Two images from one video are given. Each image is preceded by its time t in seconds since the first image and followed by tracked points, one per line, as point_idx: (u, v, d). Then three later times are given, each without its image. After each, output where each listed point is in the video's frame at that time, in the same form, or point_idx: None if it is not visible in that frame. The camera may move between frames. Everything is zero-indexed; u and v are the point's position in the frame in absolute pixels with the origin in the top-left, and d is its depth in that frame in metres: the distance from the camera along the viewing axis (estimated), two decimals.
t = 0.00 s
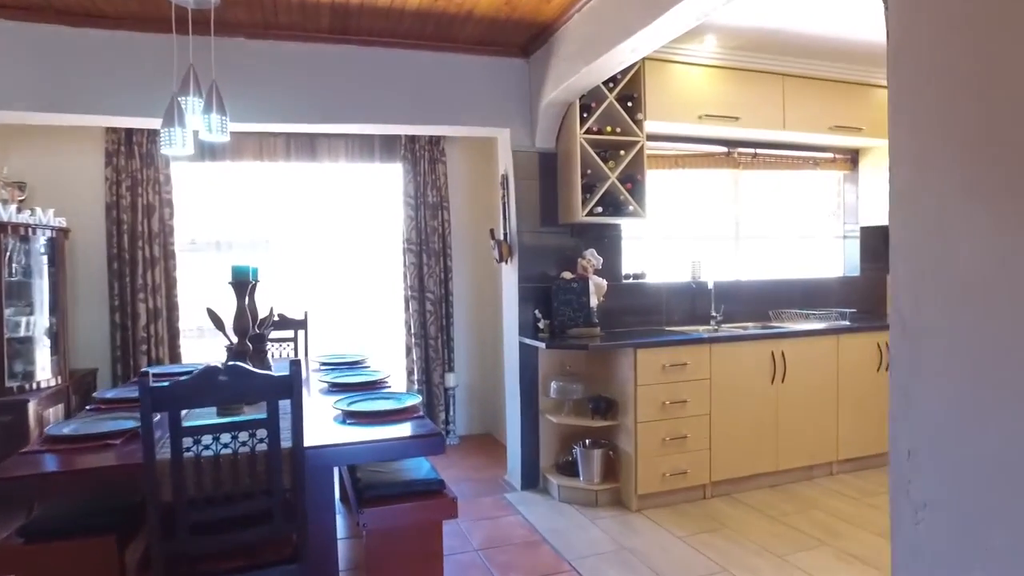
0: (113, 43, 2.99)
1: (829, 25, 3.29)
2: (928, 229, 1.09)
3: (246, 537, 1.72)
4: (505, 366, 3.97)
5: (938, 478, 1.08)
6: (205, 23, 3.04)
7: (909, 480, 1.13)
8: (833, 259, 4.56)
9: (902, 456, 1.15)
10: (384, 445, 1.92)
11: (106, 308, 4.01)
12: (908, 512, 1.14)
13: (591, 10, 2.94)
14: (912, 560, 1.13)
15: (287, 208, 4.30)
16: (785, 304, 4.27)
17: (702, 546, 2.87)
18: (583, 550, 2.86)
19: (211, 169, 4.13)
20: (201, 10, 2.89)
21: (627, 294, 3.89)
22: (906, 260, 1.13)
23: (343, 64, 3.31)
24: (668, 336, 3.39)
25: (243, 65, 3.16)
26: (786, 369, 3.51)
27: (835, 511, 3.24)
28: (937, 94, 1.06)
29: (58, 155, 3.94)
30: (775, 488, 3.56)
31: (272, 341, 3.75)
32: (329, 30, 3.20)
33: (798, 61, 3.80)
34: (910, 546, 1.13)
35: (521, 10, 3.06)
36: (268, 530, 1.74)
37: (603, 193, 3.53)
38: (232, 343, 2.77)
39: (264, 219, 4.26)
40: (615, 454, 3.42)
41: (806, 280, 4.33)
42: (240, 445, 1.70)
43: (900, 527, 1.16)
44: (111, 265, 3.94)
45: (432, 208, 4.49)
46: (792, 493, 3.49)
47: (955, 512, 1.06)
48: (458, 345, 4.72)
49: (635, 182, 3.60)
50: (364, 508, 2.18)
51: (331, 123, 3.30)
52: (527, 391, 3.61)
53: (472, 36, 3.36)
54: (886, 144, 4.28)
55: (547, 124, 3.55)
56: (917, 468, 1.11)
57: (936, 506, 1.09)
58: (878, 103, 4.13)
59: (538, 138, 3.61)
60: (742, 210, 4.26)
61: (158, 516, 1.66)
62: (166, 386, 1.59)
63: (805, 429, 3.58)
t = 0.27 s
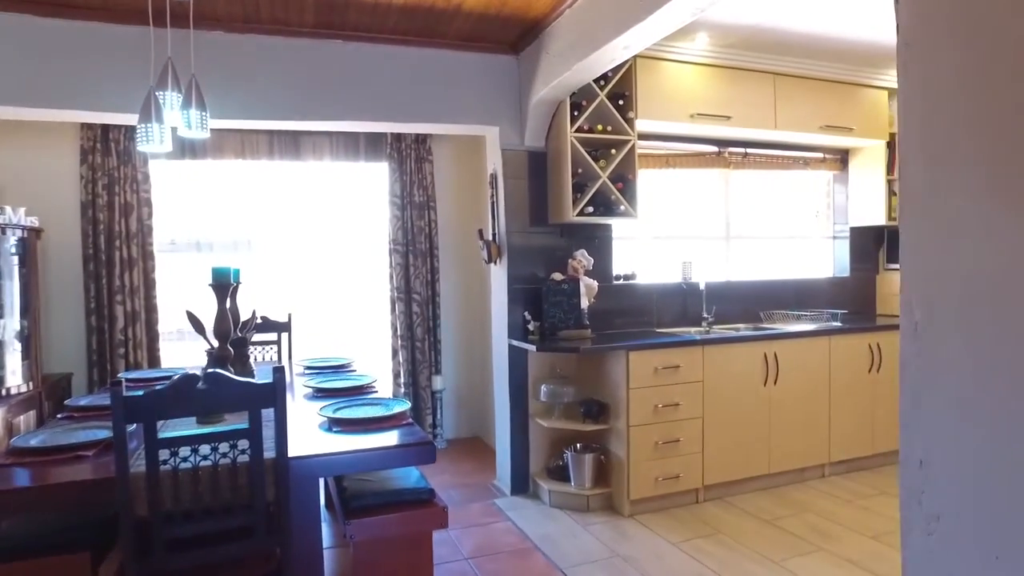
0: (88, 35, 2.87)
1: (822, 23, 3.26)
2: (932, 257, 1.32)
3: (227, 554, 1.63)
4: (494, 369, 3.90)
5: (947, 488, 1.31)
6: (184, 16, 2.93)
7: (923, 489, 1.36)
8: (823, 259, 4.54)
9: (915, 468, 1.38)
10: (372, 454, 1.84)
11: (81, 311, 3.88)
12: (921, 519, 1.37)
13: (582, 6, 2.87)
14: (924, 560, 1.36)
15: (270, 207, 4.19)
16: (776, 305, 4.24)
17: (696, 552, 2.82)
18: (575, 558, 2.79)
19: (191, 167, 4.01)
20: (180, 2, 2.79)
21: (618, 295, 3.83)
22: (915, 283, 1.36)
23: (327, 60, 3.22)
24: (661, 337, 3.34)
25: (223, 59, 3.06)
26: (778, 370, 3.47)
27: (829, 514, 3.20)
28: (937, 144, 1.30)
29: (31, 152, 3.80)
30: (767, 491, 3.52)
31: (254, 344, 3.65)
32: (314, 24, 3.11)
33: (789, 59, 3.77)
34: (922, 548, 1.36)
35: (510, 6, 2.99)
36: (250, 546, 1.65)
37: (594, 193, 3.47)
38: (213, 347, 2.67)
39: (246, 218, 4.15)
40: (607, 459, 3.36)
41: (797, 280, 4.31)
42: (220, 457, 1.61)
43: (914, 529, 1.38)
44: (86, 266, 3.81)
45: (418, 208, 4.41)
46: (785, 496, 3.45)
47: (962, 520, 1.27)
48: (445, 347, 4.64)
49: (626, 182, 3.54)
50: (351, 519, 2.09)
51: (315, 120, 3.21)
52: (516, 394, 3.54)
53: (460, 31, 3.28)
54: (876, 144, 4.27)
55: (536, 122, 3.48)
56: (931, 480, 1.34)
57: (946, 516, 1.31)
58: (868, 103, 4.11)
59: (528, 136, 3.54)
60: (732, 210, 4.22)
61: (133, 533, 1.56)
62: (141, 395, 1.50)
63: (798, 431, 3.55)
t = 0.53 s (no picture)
0: (60, 26, 2.76)
1: (814, 21, 3.23)
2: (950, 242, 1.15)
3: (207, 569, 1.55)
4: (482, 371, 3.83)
5: (961, 499, 1.15)
6: (162, 7, 2.83)
7: (933, 498, 1.21)
8: (812, 259, 4.52)
9: (926, 473, 1.22)
10: (359, 462, 1.77)
11: (55, 312, 3.75)
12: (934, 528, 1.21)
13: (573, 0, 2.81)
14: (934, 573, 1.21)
15: (252, 207, 4.08)
16: (766, 305, 4.21)
17: (691, 557, 2.77)
18: (567, 564, 2.73)
19: (170, 164, 3.89)
20: None
21: (608, 296, 3.78)
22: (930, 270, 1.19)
23: (312, 54, 3.13)
24: (652, 339, 3.29)
25: (203, 53, 2.96)
26: (770, 372, 3.44)
27: (822, 517, 3.17)
28: (959, 112, 1.12)
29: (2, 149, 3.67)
30: (760, 493, 3.48)
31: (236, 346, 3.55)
32: (297, 18, 3.02)
33: (780, 58, 3.74)
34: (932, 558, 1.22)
35: None
36: (232, 561, 1.57)
37: (584, 192, 3.42)
38: (192, 350, 2.58)
39: (227, 217, 4.04)
40: (598, 462, 3.30)
41: (787, 281, 4.28)
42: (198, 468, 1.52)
43: (924, 538, 1.24)
44: (60, 267, 3.68)
45: (404, 207, 4.33)
46: (777, 498, 3.41)
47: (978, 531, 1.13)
48: (432, 349, 4.56)
49: (617, 181, 3.49)
50: (336, 530, 2.01)
51: (298, 116, 3.12)
52: (506, 397, 3.47)
53: (447, 26, 3.21)
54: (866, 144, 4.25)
55: (525, 120, 3.42)
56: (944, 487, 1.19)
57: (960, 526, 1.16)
58: (859, 102, 4.09)
59: (517, 134, 3.47)
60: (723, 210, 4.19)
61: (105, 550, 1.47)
62: (111, 404, 1.41)
63: (790, 433, 3.51)
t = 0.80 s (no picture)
0: (31, 17, 2.66)
1: (803, 20, 3.21)
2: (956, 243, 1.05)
3: None
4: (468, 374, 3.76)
5: (969, 505, 1.06)
6: None
7: (938, 504, 1.11)
8: (799, 259, 4.51)
9: (931, 477, 1.13)
10: (343, 471, 1.70)
11: (27, 314, 3.63)
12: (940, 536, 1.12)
13: None
14: None
15: (232, 206, 3.99)
16: (754, 306, 4.20)
17: (682, 561, 2.73)
18: (556, 570, 2.68)
19: (147, 162, 3.78)
20: None
21: (596, 296, 3.73)
22: (934, 275, 1.10)
23: (294, 49, 3.05)
24: (641, 340, 3.25)
25: (181, 47, 2.87)
26: (760, 373, 3.41)
27: (812, 519, 3.15)
28: (965, 108, 1.03)
29: None
30: (749, 495, 3.46)
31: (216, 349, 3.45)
32: (279, 11, 2.94)
33: (769, 56, 3.72)
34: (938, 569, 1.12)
35: None
36: None
37: (572, 191, 3.37)
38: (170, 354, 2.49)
39: (207, 217, 3.94)
40: (587, 465, 3.25)
41: (774, 281, 4.27)
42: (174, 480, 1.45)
43: (929, 548, 1.14)
44: (32, 268, 3.56)
45: (389, 206, 4.26)
46: (767, 500, 3.39)
47: (988, 538, 1.03)
48: (417, 351, 4.49)
49: (605, 180, 3.44)
50: (320, 540, 1.94)
51: (280, 112, 3.03)
52: (493, 399, 3.41)
53: (433, 22, 3.15)
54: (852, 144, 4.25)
55: (512, 118, 3.37)
56: (949, 491, 1.09)
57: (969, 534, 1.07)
58: (845, 102, 4.09)
59: (503, 132, 3.42)
60: (710, 210, 4.16)
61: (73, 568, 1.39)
62: (80, 413, 1.34)
63: (779, 434, 3.49)
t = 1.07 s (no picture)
0: None
1: (792, 18, 3.19)
2: (961, 242, 0.98)
3: None
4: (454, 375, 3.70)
5: (976, 510, 0.98)
6: None
7: (942, 510, 1.03)
8: (786, 259, 4.50)
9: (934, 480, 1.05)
10: (326, 478, 1.63)
11: None
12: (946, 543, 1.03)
13: None
14: None
15: (211, 204, 3.89)
16: (741, 305, 4.18)
17: (672, 564, 2.69)
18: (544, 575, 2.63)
19: (122, 159, 3.67)
20: None
21: (583, 296, 3.69)
22: (935, 273, 1.02)
23: (275, 42, 2.97)
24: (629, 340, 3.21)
25: (157, 39, 2.78)
26: (748, 373, 3.39)
27: (802, 519, 3.13)
28: (975, 88, 0.95)
29: None
30: (738, 496, 3.43)
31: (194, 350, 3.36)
32: (259, 3, 2.86)
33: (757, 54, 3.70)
34: None
35: None
36: None
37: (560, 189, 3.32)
38: (145, 356, 2.40)
39: (185, 215, 3.84)
40: (575, 467, 3.21)
41: (761, 280, 4.25)
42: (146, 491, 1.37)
43: (933, 556, 1.05)
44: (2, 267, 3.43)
45: (372, 205, 4.18)
46: (756, 501, 3.36)
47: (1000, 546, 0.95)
48: (401, 352, 4.42)
49: (592, 178, 3.40)
50: (302, 549, 1.86)
51: (259, 107, 2.95)
52: (479, 401, 3.35)
53: (418, 16, 3.08)
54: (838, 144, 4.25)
55: (499, 115, 3.31)
56: (956, 495, 1.01)
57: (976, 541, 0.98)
58: (832, 101, 4.08)
59: (489, 129, 3.36)
60: (698, 209, 4.13)
61: None
62: (44, 421, 1.26)
63: (768, 434, 3.46)
